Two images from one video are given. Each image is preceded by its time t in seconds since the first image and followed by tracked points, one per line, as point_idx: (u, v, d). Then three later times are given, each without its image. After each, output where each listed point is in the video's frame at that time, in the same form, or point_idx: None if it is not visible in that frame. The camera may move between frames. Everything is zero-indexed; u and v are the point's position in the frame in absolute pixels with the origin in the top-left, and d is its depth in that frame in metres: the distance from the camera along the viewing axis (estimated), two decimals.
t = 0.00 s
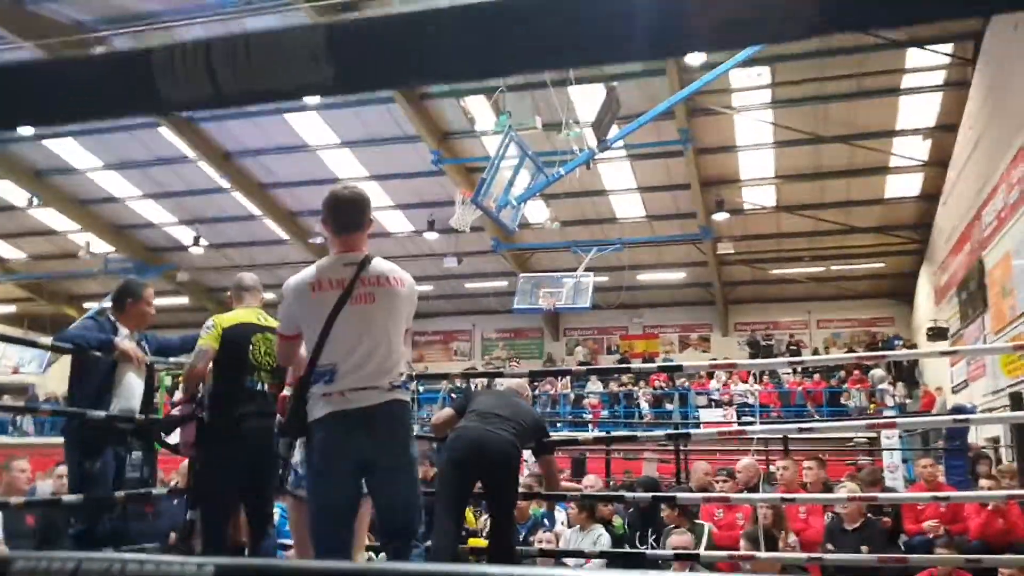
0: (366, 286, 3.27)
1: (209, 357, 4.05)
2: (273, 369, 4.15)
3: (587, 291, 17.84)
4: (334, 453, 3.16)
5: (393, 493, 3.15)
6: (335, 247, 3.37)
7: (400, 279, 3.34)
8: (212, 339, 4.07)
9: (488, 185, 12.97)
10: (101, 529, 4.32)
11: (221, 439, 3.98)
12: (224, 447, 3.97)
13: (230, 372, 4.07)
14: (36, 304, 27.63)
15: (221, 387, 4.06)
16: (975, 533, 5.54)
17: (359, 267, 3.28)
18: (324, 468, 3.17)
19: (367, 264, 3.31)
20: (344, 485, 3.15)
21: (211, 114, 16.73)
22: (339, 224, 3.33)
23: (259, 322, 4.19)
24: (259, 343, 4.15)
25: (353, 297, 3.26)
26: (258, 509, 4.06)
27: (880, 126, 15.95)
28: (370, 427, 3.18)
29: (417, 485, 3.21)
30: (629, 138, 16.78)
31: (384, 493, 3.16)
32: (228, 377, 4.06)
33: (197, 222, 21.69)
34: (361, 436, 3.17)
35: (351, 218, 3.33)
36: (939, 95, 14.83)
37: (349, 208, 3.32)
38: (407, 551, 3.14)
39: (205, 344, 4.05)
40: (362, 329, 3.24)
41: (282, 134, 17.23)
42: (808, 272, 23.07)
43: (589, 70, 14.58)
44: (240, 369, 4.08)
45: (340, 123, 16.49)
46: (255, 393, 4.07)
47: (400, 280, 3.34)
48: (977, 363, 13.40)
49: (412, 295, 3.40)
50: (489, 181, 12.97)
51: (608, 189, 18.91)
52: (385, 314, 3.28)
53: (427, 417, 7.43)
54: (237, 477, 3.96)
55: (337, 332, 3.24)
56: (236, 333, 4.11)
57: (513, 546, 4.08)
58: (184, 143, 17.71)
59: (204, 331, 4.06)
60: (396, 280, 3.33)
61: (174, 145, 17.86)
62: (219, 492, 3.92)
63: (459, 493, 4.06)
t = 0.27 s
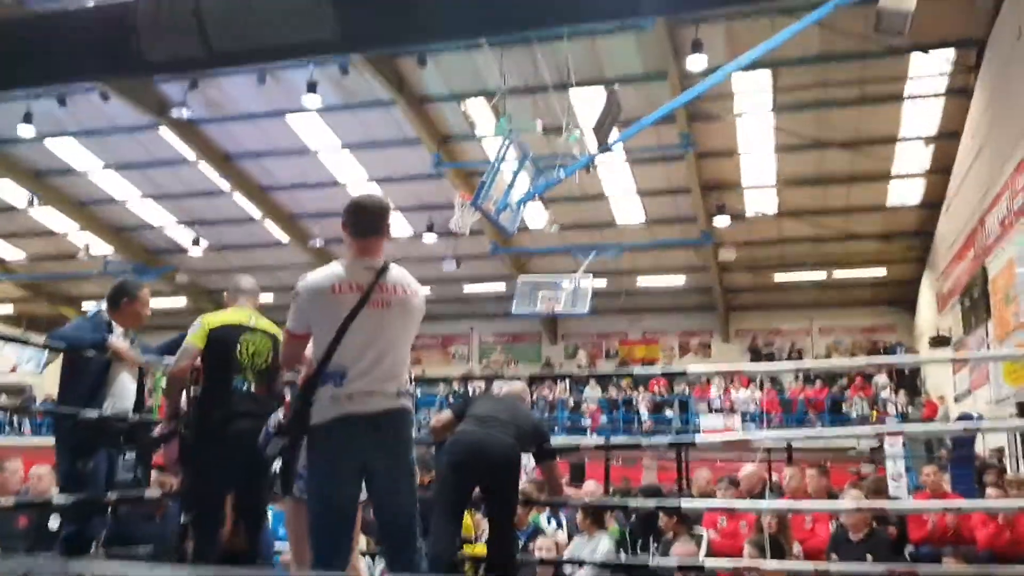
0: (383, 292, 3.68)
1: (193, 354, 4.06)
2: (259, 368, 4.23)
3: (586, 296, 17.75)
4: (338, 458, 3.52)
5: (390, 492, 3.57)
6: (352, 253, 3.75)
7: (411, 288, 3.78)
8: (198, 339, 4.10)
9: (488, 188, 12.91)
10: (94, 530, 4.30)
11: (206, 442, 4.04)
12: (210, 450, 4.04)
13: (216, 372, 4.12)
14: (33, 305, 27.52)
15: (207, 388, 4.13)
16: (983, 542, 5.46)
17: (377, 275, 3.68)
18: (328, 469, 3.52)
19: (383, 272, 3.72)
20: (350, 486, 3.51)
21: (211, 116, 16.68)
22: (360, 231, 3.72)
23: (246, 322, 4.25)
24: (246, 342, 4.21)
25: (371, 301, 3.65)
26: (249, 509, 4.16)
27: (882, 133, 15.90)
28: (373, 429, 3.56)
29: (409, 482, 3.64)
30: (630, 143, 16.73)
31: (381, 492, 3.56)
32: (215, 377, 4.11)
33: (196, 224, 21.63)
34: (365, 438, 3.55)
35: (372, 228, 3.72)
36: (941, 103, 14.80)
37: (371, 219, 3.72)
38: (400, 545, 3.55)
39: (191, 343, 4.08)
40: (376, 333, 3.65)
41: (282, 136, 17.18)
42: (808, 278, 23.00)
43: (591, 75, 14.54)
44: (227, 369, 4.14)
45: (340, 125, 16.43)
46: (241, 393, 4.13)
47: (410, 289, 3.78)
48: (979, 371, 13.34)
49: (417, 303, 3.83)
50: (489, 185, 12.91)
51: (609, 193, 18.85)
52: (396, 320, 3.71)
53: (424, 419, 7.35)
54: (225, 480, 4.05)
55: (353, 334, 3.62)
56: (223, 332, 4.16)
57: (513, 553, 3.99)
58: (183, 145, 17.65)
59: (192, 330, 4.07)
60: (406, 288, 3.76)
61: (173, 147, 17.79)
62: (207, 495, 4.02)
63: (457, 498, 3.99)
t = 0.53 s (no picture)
0: (412, 308, 3.35)
1: (198, 354, 3.87)
2: (264, 375, 4.06)
3: (579, 307, 17.75)
4: (346, 467, 3.12)
5: (393, 511, 3.22)
6: (382, 262, 3.40)
7: (435, 309, 3.47)
8: (203, 339, 3.93)
9: (483, 195, 12.90)
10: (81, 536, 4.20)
11: (204, 444, 3.86)
12: (207, 453, 3.85)
13: (219, 375, 3.96)
14: (24, 306, 27.46)
15: (209, 390, 3.95)
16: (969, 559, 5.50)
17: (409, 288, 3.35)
18: (333, 478, 3.11)
19: (412, 286, 3.39)
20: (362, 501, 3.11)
21: (206, 119, 16.65)
22: (391, 241, 3.39)
23: (250, 328, 4.11)
24: (251, 348, 4.06)
25: (401, 315, 3.31)
26: (241, 519, 3.95)
27: (877, 148, 15.96)
28: (388, 443, 3.19)
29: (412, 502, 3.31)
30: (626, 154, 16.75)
31: (384, 513, 3.20)
32: (217, 379, 3.95)
33: (189, 227, 21.58)
34: (378, 449, 3.17)
35: (403, 240, 3.40)
36: (936, 119, 14.85)
37: (403, 230, 3.40)
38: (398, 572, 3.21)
39: (197, 342, 3.90)
40: (401, 350, 3.30)
41: (277, 141, 17.16)
42: (802, 292, 23.05)
43: (587, 84, 14.56)
44: (230, 373, 3.97)
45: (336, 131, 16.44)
46: (243, 398, 3.96)
47: (434, 309, 3.47)
48: (969, 388, 13.37)
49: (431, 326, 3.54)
50: (483, 192, 12.89)
51: (604, 204, 18.88)
52: (419, 339, 3.38)
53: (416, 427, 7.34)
54: (220, 486, 3.85)
55: (381, 348, 3.25)
56: (229, 335, 4.01)
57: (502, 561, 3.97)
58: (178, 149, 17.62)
59: (197, 330, 3.92)
60: (430, 308, 3.45)
61: (168, 150, 17.76)
62: (200, 498, 3.81)
63: (447, 506, 3.97)
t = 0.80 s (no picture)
0: (435, 310, 3.38)
1: (211, 352, 3.83)
2: (273, 375, 4.06)
3: (573, 307, 17.77)
4: (363, 467, 3.10)
5: (402, 505, 3.29)
6: (402, 265, 3.42)
7: (450, 313, 3.51)
8: (217, 338, 3.89)
9: (477, 195, 12.91)
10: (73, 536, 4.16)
11: (216, 443, 3.82)
12: (220, 451, 3.82)
13: (232, 373, 3.92)
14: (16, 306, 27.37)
15: (221, 389, 3.91)
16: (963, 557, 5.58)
17: (432, 290, 3.38)
18: (348, 476, 3.09)
19: (434, 289, 3.43)
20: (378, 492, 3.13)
21: (199, 118, 16.61)
22: (412, 246, 3.41)
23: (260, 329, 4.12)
24: (262, 349, 4.06)
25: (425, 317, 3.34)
26: (248, 517, 3.94)
27: (869, 149, 16.02)
28: (404, 441, 3.19)
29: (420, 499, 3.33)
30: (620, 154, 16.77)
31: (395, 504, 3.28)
32: (231, 378, 3.91)
33: (181, 227, 21.52)
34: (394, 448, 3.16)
35: (424, 245, 3.43)
36: (928, 119, 14.91)
37: (423, 234, 3.43)
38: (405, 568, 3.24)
39: (211, 341, 3.86)
40: (425, 351, 3.33)
41: (270, 140, 17.13)
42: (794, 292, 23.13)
43: (581, 84, 14.56)
44: (243, 371, 3.94)
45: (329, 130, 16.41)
46: (255, 397, 3.94)
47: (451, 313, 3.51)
48: (960, 387, 13.43)
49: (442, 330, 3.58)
50: (477, 193, 12.90)
51: (597, 204, 18.91)
52: (439, 340, 3.41)
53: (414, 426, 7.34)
54: (231, 484, 3.84)
55: (409, 349, 3.27)
56: (241, 334, 3.99)
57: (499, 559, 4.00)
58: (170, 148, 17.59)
59: (211, 328, 3.89)
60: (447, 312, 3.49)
61: (160, 149, 17.72)
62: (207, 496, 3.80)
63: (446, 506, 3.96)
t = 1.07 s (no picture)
0: (444, 306, 3.37)
1: (229, 349, 3.84)
2: (287, 373, 4.04)
3: (569, 303, 17.81)
4: (378, 465, 3.08)
5: (414, 502, 3.27)
6: (408, 265, 3.43)
7: (461, 310, 3.49)
8: (233, 336, 3.89)
9: (475, 191, 12.90)
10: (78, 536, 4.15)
11: (233, 440, 3.79)
12: (237, 448, 3.79)
13: (248, 369, 3.90)
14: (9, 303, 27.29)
15: (237, 386, 3.88)
16: (963, 548, 5.66)
17: (440, 288, 3.37)
18: (361, 472, 3.07)
19: (442, 286, 3.41)
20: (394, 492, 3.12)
21: (194, 113, 16.56)
22: (418, 244, 3.42)
23: (273, 327, 4.12)
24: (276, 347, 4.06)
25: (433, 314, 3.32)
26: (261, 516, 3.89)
27: (864, 143, 16.05)
28: (416, 437, 3.18)
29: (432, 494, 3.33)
30: (616, 149, 16.78)
31: (409, 500, 3.26)
32: (247, 374, 3.90)
33: (175, 223, 21.45)
34: (406, 445, 3.15)
35: (430, 243, 3.44)
36: (923, 114, 14.96)
37: (430, 232, 3.44)
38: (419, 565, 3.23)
39: (227, 339, 3.87)
40: (435, 348, 3.32)
41: (265, 136, 17.09)
42: (789, 287, 23.18)
43: (577, 78, 14.57)
44: (259, 369, 3.92)
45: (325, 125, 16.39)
46: (271, 394, 3.92)
47: (461, 309, 3.50)
48: (955, 381, 13.48)
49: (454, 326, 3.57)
50: (475, 188, 12.89)
51: (593, 200, 18.92)
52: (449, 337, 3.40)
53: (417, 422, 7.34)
54: (244, 481, 3.80)
55: (417, 347, 3.26)
56: (254, 332, 3.98)
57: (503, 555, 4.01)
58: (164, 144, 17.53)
59: (226, 326, 3.89)
60: (457, 308, 3.47)
61: (154, 145, 17.65)
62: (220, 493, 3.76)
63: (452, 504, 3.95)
